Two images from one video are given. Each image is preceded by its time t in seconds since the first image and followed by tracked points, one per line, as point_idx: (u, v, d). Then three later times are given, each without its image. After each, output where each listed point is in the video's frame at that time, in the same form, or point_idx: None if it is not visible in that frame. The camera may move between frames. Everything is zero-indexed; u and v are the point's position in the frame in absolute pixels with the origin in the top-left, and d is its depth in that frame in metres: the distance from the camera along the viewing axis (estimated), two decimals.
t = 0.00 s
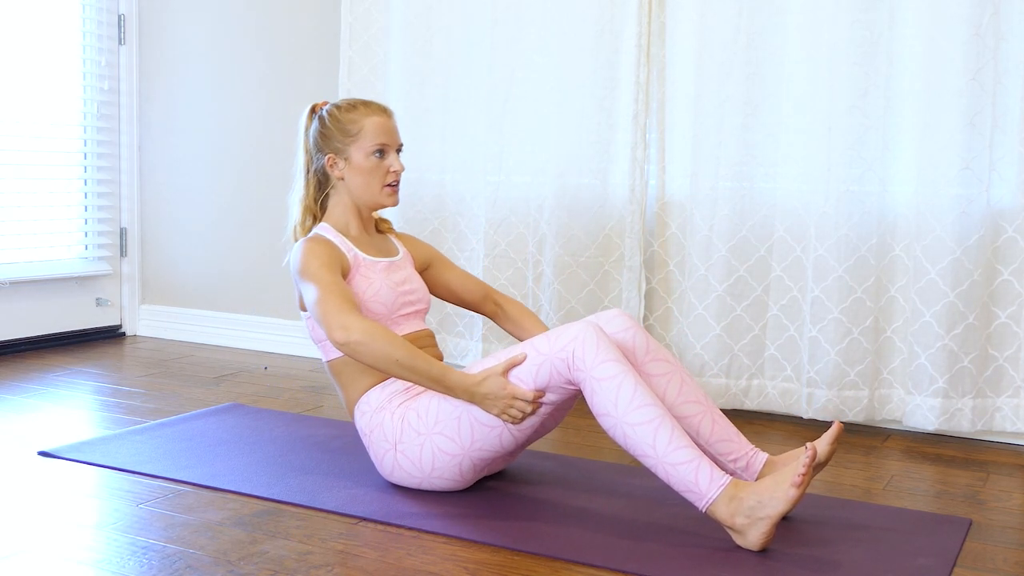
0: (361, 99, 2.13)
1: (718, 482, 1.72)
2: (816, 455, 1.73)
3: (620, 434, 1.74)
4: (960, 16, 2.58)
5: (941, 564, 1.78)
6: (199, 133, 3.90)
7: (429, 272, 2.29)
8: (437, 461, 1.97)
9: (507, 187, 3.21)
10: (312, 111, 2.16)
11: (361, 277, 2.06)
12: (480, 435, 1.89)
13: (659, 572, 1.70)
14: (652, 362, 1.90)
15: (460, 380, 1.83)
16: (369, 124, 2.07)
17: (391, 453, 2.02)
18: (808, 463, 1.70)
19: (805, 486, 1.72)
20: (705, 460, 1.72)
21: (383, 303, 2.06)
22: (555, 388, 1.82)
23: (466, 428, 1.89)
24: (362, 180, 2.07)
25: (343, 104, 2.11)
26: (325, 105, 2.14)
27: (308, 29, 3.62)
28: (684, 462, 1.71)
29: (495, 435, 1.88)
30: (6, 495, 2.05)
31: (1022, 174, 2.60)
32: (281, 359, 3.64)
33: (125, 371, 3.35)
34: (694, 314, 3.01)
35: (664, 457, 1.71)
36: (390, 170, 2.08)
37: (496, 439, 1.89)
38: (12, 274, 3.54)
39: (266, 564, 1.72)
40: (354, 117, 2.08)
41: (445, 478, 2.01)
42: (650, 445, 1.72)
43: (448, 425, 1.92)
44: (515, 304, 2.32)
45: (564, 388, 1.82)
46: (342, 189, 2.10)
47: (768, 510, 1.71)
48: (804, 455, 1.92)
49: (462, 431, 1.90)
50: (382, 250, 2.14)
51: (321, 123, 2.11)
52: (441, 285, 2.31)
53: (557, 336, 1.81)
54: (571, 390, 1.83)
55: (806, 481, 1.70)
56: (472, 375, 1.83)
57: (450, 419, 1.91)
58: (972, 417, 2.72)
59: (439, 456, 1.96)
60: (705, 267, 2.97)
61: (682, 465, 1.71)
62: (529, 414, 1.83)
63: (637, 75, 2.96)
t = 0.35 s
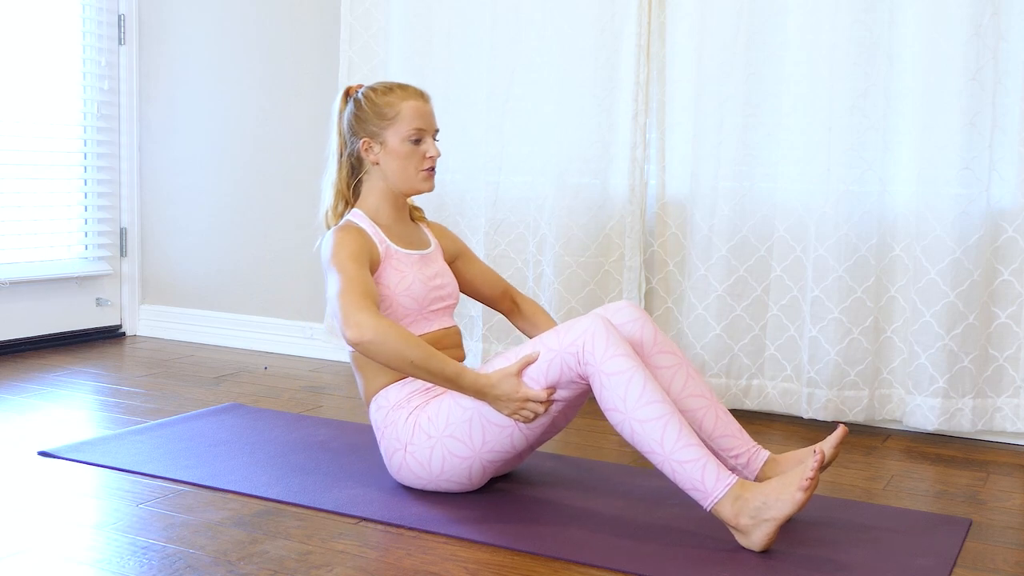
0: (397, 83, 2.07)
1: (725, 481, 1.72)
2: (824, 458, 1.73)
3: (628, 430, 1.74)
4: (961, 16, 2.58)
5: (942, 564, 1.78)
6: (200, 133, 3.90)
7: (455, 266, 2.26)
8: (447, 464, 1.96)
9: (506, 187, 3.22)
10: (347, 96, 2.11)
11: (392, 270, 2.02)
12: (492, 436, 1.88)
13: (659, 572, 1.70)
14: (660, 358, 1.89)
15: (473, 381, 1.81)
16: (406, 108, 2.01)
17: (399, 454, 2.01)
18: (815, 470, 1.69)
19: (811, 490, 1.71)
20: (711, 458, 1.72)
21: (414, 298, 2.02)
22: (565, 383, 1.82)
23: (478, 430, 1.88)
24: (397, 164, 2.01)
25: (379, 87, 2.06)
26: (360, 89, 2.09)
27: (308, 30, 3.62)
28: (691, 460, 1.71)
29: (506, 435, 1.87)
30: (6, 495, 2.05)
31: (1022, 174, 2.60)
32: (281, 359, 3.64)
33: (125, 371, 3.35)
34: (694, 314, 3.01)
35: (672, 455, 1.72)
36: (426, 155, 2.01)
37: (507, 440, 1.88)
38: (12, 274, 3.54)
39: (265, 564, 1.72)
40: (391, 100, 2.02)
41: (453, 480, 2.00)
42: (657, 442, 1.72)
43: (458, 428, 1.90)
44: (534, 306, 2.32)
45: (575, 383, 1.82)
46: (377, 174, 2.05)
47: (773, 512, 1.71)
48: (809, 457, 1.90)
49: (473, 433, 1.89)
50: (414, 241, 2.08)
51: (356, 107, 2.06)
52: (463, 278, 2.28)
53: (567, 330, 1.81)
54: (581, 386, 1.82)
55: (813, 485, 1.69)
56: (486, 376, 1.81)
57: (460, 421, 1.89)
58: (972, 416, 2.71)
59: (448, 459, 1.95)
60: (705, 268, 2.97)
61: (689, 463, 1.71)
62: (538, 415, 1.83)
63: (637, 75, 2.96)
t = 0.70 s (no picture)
0: (428, 73, 2.05)
1: (728, 481, 1.71)
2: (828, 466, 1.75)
3: (632, 428, 1.74)
4: (961, 16, 2.58)
5: (941, 564, 1.78)
6: (200, 133, 3.90)
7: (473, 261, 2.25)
8: (451, 465, 1.96)
9: (506, 187, 3.22)
10: (376, 82, 2.09)
11: (413, 265, 2.00)
12: (498, 436, 1.88)
13: (659, 572, 1.70)
14: (665, 355, 1.89)
15: (479, 386, 1.80)
16: (438, 100, 1.99)
17: (405, 453, 2.01)
18: (819, 477, 1.70)
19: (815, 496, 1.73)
20: (716, 458, 1.72)
21: (433, 294, 2.01)
22: (570, 380, 1.81)
23: (484, 430, 1.88)
24: (425, 156, 2.00)
25: (410, 77, 2.04)
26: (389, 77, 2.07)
27: (308, 30, 3.62)
28: (694, 459, 1.71)
29: (513, 436, 1.87)
30: (6, 495, 2.05)
31: (1022, 174, 2.60)
32: (281, 359, 3.65)
33: (125, 371, 3.35)
34: (694, 314, 3.01)
35: (676, 453, 1.71)
36: (456, 149, 2.00)
37: (513, 440, 1.88)
38: (12, 274, 3.54)
39: (265, 564, 1.72)
40: (423, 91, 2.00)
41: (457, 480, 2.00)
42: (661, 441, 1.72)
43: (464, 429, 1.90)
44: (547, 306, 2.32)
45: (580, 381, 1.82)
46: (403, 164, 2.03)
47: (776, 515, 1.71)
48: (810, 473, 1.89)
49: (479, 434, 1.89)
50: (437, 236, 2.07)
51: (385, 95, 2.04)
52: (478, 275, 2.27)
53: (573, 327, 1.80)
54: (587, 382, 1.82)
55: (818, 492, 1.71)
56: (492, 381, 1.80)
57: (466, 422, 1.89)
58: (972, 416, 2.71)
59: (453, 460, 1.95)
60: (705, 268, 2.97)
61: (693, 462, 1.71)
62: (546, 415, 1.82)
63: (637, 75, 2.96)
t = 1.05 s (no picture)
0: (452, 69, 2.03)
1: (733, 480, 1.70)
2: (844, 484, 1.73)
3: (636, 428, 1.73)
4: (961, 16, 2.58)
5: (941, 564, 1.78)
6: (200, 133, 3.90)
7: (491, 257, 2.24)
8: (453, 464, 1.96)
9: (506, 187, 3.22)
10: (400, 74, 2.07)
11: (426, 264, 2.00)
12: (500, 437, 1.88)
13: (659, 572, 1.70)
14: (674, 355, 1.88)
15: (481, 390, 1.80)
16: (459, 98, 1.98)
17: (407, 450, 2.01)
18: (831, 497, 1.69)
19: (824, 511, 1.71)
20: (721, 457, 1.71)
21: (445, 295, 2.00)
22: (574, 380, 1.82)
23: (486, 431, 1.88)
24: (442, 154, 1.99)
25: (433, 72, 2.02)
26: (412, 71, 2.05)
27: (308, 30, 3.62)
28: (699, 458, 1.70)
29: (515, 437, 1.87)
30: (6, 495, 2.05)
31: (1022, 174, 2.60)
32: (281, 359, 3.65)
33: (125, 371, 3.35)
34: (694, 314, 3.01)
35: (680, 452, 1.71)
36: (474, 148, 1.99)
37: (516, 441, 1.88)
38: (12, 274, 3.54)
39: (265, 564, 1.72)
40: (445, 88, 1.99)
41: (458, 480, 2.00)
42: (665, 440, 1.71)
43: (466, 429, 1.90)
44: (563, 304, 2.31)
45: (584, 382, 1.82)
46: (421, 160, 2.03)
47: (779, 523, 1.71)
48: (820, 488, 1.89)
49: (481, 435, 1.89)
50: (453, 235, 2.05)
51: (407, 89, 2.03)
52: (495, 271, 2.27)
53: (572, 328, 1.80)
54: (590, 383, 1.83)
55: (827, 508, 1.69)
56: (495, 385, 1.80)
57: (469, 422, 1.89)
58: (972, 416, 2.71)
59: (455, 460, 1.95)
60: (705, 267, 2.97)
61: (697, 461, 1.70)
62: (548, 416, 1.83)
63: (637, 74, 2.96)
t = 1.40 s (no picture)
0: (473, 64, 2.03)
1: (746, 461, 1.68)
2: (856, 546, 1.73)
3: (643, 421, 1.72)
4: (961, 16, 2.58)
5: (942, 564, 1.78)
6: (200, 132, 3.90)
7: (503, 255, 2.24)
8: (452, 464, 1.96)
9: (506, 187, 3.23)
10: (422, 66, 2.07)
11: (440, 260, 1.99)
12: (499, 436, 1.88)
13: (659, 572, 1.70)
14: (674, 352, 1.88)
15: (489, 389, 1.78)
16: (478, 93, 1.97)
17: (409, 448, 2.01)
18: (846, 552, 1.68)
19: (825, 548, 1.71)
20: (730, 440, 1.69)
21: (458, 292, 2.00)
22: (575, 379, 1.83)
23: (485, 430, 1.88)
24: (458, 149, 1.99)
25: (455, 65, 2.02)
26: (435, 63, 2.05)
27: (308, 30, 3.62)
28: (710, 442, 1.68)
29: (515, 436, 1.87)
30: (5, 495, 2.05)
31: (1022, 174, 2.60)
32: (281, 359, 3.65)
33: (125, 371, 3.35)
34: (694, 314, 3.01)
35: (691, 438, 1.69)
36: (489, 145, 1.98)
37: (516, 440, 1.88)
38: (12, 274, 3.53)
39: (266, 564, 1.72)
40: (464, 83, 1.99)
41: (458, 479, 2.00)
42: (674, 428, 1.69)
43: (466, 428, 1.89)
44: (574, 303, 2.31)
45: (585, 377, 1.83)
46: (437, 154, 2.03)
47: (785, 527, 1.68)
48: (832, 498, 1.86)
49: (480, 434, 1.88)
50: (467, 232, 2.05)
51: (427, 82, 2.03)
52: (508, 268, 2.26)
53: (570, 327, 1.81)
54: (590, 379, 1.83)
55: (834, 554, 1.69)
56: (503, 385, 1.78)
57: (468, 421, 1.89)
58: (972, 416, 2.71)
59: (455, 459, 1.95)
60: (705, 267, 2.97)
61: (709, 445, 1.68)
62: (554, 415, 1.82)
63: (637, 75, 2.96)
